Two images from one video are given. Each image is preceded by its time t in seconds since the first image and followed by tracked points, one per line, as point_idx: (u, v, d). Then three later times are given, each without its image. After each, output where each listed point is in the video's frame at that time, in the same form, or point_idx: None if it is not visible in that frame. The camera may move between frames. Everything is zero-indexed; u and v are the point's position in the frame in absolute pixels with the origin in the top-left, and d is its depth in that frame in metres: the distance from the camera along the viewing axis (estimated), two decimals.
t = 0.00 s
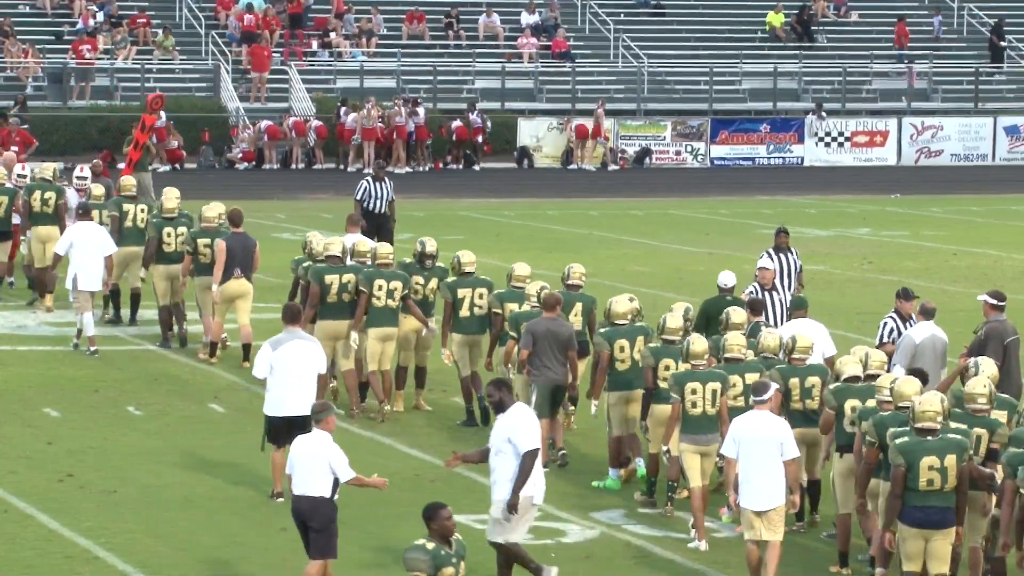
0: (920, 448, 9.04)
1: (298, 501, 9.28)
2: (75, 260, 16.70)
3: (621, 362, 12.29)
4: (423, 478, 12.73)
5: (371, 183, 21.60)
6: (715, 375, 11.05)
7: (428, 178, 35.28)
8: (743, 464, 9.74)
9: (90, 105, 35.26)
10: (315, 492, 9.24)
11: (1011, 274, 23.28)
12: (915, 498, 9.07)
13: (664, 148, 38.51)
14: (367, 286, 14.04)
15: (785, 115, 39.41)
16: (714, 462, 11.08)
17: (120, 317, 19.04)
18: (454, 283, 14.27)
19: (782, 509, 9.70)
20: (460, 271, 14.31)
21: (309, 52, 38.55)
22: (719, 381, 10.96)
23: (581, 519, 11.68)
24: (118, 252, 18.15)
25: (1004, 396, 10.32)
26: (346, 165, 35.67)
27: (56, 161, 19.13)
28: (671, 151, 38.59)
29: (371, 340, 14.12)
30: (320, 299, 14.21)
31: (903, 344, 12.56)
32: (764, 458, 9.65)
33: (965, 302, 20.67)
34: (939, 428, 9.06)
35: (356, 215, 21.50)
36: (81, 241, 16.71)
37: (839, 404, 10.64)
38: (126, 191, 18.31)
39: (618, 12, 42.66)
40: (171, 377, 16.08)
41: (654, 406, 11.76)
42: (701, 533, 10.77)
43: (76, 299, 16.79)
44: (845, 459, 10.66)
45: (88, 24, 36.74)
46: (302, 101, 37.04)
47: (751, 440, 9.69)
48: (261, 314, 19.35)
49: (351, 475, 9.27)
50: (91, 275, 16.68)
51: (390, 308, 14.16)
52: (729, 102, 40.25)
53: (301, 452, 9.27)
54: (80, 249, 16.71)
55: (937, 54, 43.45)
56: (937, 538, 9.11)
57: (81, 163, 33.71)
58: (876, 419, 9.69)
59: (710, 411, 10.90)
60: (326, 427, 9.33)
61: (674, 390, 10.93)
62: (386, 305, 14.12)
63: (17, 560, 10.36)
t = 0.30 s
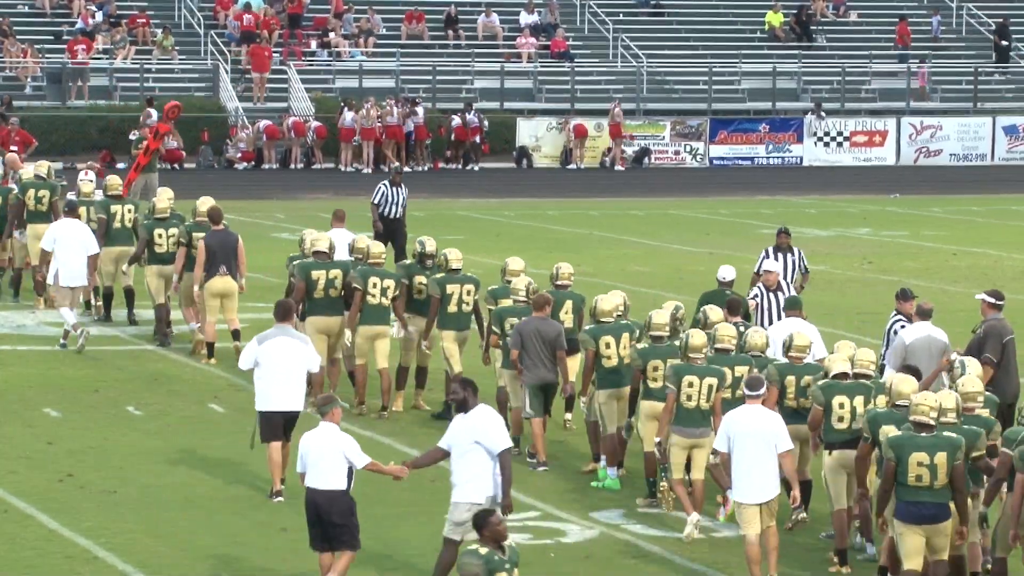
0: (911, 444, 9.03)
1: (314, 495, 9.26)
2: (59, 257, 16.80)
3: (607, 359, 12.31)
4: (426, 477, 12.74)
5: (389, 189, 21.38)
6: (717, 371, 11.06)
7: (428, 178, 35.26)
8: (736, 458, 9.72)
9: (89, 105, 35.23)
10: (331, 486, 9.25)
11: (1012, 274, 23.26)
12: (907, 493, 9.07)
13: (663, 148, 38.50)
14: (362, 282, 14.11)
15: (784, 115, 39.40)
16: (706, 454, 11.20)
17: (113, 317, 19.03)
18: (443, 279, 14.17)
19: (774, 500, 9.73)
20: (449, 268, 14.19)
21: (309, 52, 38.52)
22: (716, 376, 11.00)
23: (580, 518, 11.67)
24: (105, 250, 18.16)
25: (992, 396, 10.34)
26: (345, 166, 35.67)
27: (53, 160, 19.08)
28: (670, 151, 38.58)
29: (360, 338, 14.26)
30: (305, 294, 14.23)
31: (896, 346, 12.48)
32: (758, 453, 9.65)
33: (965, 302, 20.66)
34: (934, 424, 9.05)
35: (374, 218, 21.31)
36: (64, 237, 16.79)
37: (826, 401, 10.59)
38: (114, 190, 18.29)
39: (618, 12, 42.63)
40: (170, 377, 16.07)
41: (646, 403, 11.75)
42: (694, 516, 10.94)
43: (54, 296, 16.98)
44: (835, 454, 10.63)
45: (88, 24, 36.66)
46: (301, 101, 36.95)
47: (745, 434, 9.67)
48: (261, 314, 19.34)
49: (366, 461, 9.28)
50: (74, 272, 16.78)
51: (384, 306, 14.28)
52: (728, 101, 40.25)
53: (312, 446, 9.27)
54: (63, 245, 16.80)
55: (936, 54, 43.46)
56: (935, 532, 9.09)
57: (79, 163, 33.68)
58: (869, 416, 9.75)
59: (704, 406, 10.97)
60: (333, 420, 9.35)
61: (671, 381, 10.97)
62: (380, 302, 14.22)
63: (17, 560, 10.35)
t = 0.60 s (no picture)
0: (917, 441, 9.07)
1: (322, 492, 9.25)
2: (49, 254, 16.94)
3: (596, 354, 12.33)
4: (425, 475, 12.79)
5: (401, 185, 21.43)
6: (705, 368, 11.10)
7: (428, 177, 35.28)
8: (735, 456, 9.72)
9: (88, 104, 35.22)
10: (336, 483, 9.25)
11: (1011, 274, 23.28)
12: (912, 491, 9.11)
13: (663, 148, 38.52)
14: (349, 282, 14.19)
15: (784, 115, 39.40)
16: (702, 451, 11.22)
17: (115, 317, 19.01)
18: (433, 274, 14.20)
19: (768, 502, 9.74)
20: (436, 264, 14.26)
21: (308, 52, 38.52)
22: (709, 372, 11.05)
23: (581, 518, 11.68)
24: (95, 246, 18.18)
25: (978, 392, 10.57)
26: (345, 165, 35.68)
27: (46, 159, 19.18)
28: (670, 151, 38.59)
29: (351, 335, 14.26)
30: (301, 294, 14.32)
31: (892, 346, 12.51)
32: (757, 452, 9.68)
33: (964, 302, 20.68)
34: (944, 424, 9.10)
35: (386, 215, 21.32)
36: (53, 234, 16.90)
37: (825, 394, 10.57)
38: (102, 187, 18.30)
39: (617, 12, 42.64)
40: (169, 377, 16.08)
41: (641, 398, 11.77)
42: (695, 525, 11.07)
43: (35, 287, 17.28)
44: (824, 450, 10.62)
45: (87, 24, 36.63)
46: (301, 101, 36.98)
47: (743, 432, 9.72)
48: (261, 314, 19.35)
49: (373, 461, 9.32)
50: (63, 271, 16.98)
51: (372, 304, 14.33)
52: (728, 101, 40.26)
53: (318, 445, 9.29)
54: (52, 243, 16.94)
55: (936, 53, 43.48)
56: (940, 531, 9.13)
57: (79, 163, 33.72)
58: (868, 412, 9.90)
59: (699, 402, 11.00)
60: (341, 418, 9.39)
61: (665, 379, 11.00)
62: (369, 301, 14.29)
63: (17, 560, 10.36)
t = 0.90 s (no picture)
0: (926, 438, 9.16)
1: (328, 492, 9.27)
2: (30, 258, 17.02)
3: (586, 350, 12.51)
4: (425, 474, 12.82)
5: (412, 192, 21.53)
6: (692, 364, 11.29)
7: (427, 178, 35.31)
8: (733, 447, 10.06)
9: (88, 105, 35.24)
10: (341, 483, 9.26)
11: (1011, 274, 23.30)
12: (921, 488, 9.17)
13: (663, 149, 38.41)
14: (336, 282, 14.38)
15: (784, 115, 39.44)
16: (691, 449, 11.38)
17: (111, 317, 19.03)
18: (414, 274, 14.23)
19: (762, 494, 10.10)
20: (415, 264, 14.31)
21: (308, 53, 38.52)
22: (693, 369, 11.23)
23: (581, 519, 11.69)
24: (86, 247, 18.25)
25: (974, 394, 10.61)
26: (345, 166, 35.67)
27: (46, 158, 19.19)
28: (670, 151, 38.51)
29: (344, 332, 14.41)
30: (302, 289, 14.70)
31: (895, 349, 12.50)
32: (755, 443, 10.03)
33: (963, 302, 20.71)
34: (954, 420, 9.17)
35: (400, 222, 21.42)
36: (33, 237, 17.00)
37: (813, 393, 10.64)
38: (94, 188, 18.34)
39: (617, 13, 42.67)
40: (169, 377, 16.09)
41: (628, 396, 11.96)
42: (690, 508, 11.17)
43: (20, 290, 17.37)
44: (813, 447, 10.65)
45: (86, 24, 36.63)
46: (301, 102, 37.06)
47: (741, 423, 10.04)
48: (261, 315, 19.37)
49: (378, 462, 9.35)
50: (44, 275, 17.03)
51: (365, 302, 14.48)
52: (728, 102, 40.28)
53: (324, 446, 9.28)
54: (32, 246, 17.02)
55: (936, 54, 43.51)
56: (944, 528, 9.20)
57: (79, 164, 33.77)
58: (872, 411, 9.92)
59: (685, 400, 11.16)
60: (348, 418, 9.37)
61: (648, 380, 11.14)
62: (357, 299, 14.41)
63: (17, 560, 10.37)
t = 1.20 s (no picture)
0: (924, 434, 9.18)
1: (329, 493, 9.25)
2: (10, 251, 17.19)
3: (574, 352, 12.57)
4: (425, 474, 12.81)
5: (426, 190, 21.49)
6: (681, 361, 11.47)
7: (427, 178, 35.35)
8: (716, 447, 10.19)
9: (88, 105, 35.25)
10: (342, 484, 9.25)
11: (1010, 274, 23.32)
12: (920, 485, 9.19)
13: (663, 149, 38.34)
14: (329, 279, 14.38)
15: (783, 116, 39.45)
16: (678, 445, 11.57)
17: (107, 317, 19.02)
18: (395, 276, 14.24)
19: (749, 494, 10.19)
20: (395, 265, 14.30)
21: (307, 53, 38.50)
22: (682, 365, 11.42)
23: (580, 519, 11.68)
24: (79, 242, 18.47)
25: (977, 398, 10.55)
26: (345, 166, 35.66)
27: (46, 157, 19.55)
28: (670, 152, 38.43)
29: (337, 332, 14.46)
30: (297, 290, 14.71)
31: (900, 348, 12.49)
32: (737, 443, 10.16)
33: (962, 302, 20.73)
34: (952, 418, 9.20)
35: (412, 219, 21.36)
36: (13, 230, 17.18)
37: (791, 390, 10.77)
38: (88, 185, 18.53)
39: (617, 13, 42.69)
40: (169, 377, 16.09)
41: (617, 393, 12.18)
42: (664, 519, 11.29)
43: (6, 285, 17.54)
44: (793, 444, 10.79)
45: (85, 25, 36.62)
46: (299, 102, 37.04)
47: (723, 424, 10.17)
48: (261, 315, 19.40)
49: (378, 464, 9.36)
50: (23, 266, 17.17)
51: (353, 301, 14.47)
52: (727, 102, 40.30)
53: (324, 447, 9.27)
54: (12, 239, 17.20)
55: (935, 54, 43.52)
56: (941, 525, 9.19)
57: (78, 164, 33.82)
58: (879, 412, 9.93)
59: (673, 395, 11.38)
60: (346, 418, 9.35)
61: (637, 375, 11.37)
62: (349, 297, 14.41)
63: (17, 560, 10.37)
